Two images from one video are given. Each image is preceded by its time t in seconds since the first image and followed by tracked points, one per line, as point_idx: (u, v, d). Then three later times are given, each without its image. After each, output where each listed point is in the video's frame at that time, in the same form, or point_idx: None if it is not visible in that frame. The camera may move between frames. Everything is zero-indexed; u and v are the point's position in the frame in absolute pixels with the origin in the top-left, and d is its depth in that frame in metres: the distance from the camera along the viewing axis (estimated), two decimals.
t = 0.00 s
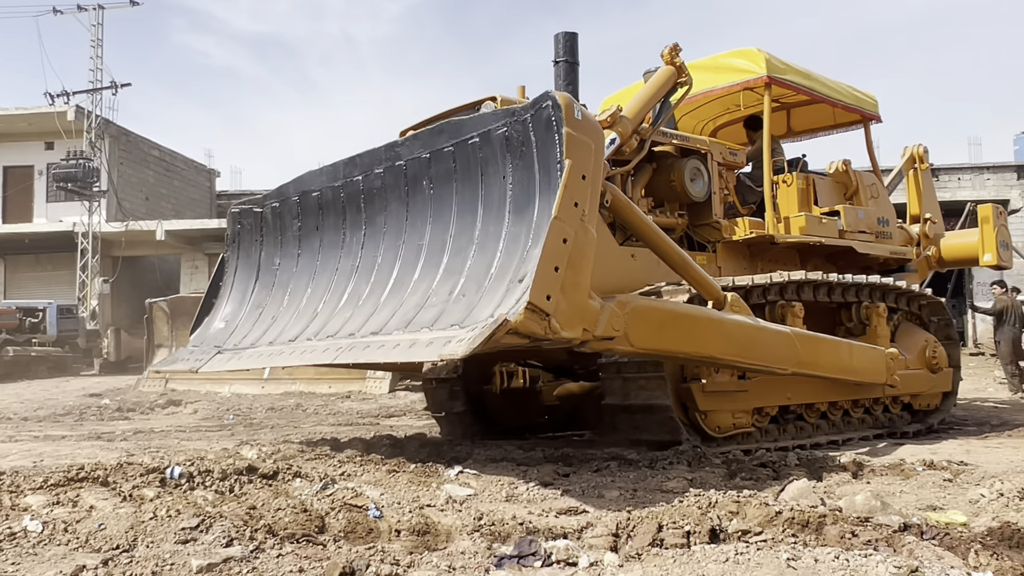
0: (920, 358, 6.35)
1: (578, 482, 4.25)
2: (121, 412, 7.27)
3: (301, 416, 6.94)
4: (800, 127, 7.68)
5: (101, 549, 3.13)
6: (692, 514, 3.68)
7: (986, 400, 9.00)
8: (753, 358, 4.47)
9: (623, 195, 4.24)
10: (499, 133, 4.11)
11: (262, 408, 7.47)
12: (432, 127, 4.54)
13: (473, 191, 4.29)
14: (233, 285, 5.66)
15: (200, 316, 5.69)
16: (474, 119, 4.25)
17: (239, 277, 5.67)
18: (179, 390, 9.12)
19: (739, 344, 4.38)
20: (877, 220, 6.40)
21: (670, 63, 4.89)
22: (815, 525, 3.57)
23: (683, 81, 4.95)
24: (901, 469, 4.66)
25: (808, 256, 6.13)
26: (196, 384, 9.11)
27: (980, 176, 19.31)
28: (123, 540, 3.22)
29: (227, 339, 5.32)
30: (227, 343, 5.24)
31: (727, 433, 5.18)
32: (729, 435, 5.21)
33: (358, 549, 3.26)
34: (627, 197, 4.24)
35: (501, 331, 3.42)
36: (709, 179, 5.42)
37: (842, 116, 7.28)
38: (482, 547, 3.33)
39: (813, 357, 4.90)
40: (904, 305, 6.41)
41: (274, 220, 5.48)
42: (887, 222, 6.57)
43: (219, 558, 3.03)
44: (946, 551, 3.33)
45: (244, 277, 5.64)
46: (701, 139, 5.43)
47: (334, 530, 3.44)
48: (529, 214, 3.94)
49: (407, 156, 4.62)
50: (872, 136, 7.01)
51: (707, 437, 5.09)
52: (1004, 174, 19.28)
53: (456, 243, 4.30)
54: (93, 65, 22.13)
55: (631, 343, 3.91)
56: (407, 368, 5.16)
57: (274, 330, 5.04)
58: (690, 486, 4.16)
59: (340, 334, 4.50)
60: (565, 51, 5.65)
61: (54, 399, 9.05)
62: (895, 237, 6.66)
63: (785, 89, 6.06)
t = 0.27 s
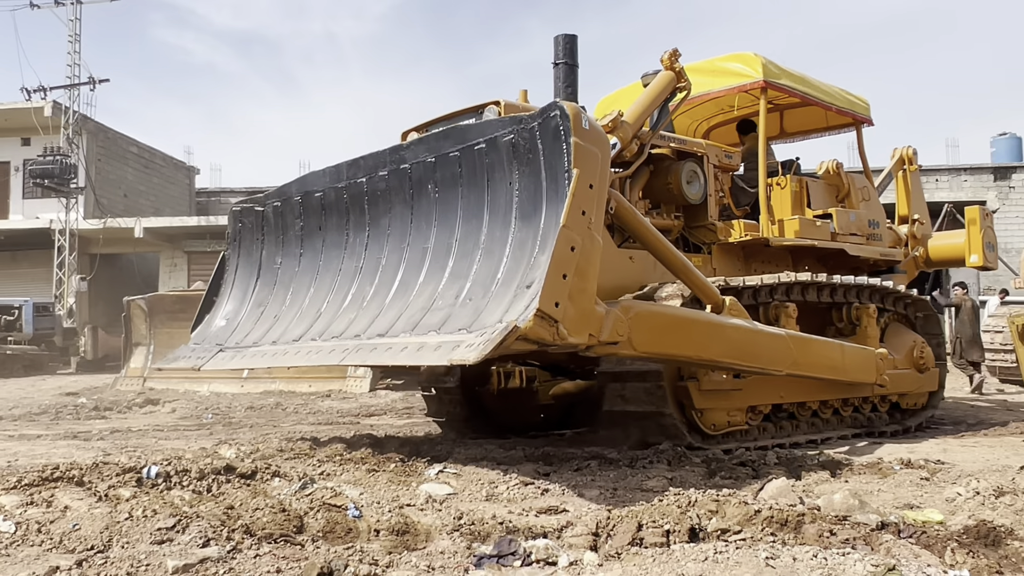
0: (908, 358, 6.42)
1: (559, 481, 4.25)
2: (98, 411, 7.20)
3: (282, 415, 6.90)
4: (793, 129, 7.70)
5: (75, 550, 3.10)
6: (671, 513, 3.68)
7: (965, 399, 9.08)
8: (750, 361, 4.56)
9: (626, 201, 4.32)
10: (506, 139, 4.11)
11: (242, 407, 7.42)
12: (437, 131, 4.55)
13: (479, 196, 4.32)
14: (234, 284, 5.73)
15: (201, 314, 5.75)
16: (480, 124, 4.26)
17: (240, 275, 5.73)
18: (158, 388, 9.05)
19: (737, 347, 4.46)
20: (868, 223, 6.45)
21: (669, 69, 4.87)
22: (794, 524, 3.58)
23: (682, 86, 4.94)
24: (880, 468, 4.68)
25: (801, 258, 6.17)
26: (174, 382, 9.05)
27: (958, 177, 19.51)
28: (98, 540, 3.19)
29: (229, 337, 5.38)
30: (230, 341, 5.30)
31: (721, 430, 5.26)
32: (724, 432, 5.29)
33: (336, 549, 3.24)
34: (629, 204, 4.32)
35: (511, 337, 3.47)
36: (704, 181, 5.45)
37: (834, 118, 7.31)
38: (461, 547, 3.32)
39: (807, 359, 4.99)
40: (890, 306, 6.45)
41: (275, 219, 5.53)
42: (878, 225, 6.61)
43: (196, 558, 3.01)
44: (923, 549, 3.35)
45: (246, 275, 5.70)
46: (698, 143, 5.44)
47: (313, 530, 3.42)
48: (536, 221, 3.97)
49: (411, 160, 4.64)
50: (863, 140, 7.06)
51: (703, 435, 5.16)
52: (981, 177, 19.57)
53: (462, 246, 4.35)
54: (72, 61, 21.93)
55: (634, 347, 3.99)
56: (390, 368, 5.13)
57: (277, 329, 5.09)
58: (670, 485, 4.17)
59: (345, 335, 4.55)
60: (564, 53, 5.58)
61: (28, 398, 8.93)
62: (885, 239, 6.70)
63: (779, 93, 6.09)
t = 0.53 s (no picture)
0: (890, 357, 6.52)
1: (536, 480, 4.25)
2: (70, 410, 7.11)
3: (257, 414, 6.85)
4: (777, 131, 7.74)
5: (45, 551, 3.06)
6: (648, 511, 3.69)
7: (938, 398, 9.19)
8: (744, 361, 4.61)
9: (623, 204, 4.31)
10: (506, 145, 4.11)
11: (217, 406, 7.36)
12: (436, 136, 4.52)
13: (479, 201, 4.32)
14: (229, 286, 5.67)
15: (197, 316, 5.67)
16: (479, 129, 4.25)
17: (235, 277, 5.68)
18: (131, 387, 8.96)
19: (732, 349, 4.50)
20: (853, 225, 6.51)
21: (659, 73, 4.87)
22: (769, 522, 3.61)
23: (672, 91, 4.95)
24: (853, 466, 4.72)
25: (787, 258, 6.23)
26: (149, 381, 8.96)
27: (931, 178, 19.75)
28: (69, 541, 3.15)
29: (226, 339, 5.34)
30: (227, 343, 5.26)
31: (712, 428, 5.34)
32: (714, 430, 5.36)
33: (311, 549, 3.22)
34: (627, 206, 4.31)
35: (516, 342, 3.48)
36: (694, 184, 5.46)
37: (818, 121, 7.35)
38: (438, 546, 3.31)
39: (797, 359, 5.05)
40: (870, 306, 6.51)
41: (270, 221, 5.48)
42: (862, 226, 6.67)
43: (169, 559, 2.97)
44: (896, 547, 3.38)
45: (241, 277, 5.65)
46: (686, 146, 5.46)
47: (288, 530, 3.40)
48: (539, 226, 3.99)
49: (409, 164, 4.61)
50: (847, 143, 7.12)
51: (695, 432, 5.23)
52: (953, 178, 19.82)
53: (463, 251, 4.35)
54: (45, 55, 21.61)
55: (633, 349, 4.01)
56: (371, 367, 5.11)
57: (275, 331, 5.06)
58: (647, 484, 4.18)
59: (346, 338, 4.54)
60: (556, 57, 5.63)
61: None
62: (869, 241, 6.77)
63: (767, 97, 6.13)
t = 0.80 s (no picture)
0: (870, 358, 6.58)
1: (511, 481, 4.24)
2: (39, 410, 7.00)
3: (231, 415, 6.79)
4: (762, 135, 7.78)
5: (12, 553, 3.01)
6: (623, 512, 3.70)
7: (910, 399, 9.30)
8: (734, 363, 4.67)
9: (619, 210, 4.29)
10: (506, 152, 4.11)
11: (191, 407, 7.28)
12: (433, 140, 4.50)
13: (477, 206, 4.32)
14: (221, 285, 5.62)
15: (189, 315, 5.63)
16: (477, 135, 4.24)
17: (227, 276, 5.63)
18: (103, 387, 8.85)
19: (723, 352, 4.56)
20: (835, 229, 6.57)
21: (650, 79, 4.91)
22: (744, 522, 3.63)
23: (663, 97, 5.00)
24: (826, 466, 4.76)
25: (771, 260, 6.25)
26: (120, 380, 8.87)
27: (903, 181, 20.01)
28: (36, 543, 3.10)
29: (218, 338, 5.30)
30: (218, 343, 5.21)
31: (699, 427, 5.39)
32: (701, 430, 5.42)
33: (285, 550, 3.19)
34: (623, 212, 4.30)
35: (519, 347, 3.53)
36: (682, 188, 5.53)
37: (802, 126, 7.41)
38: (413, 547, 3.30)
39: (784, 360, 5.11)
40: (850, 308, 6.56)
41: (263, 222, 5.43)
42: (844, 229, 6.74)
43: (139, 561, 2.93)
44: (869, 546, 3.41)
45: (233, 276, 5.61)
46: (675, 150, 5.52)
47: (261, 532, 3.37)
48: (538, 232, 3.99)
49: (406, 167, 4.59)
50: (830, 148, 7.19)
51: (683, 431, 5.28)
52: (925, 182, 20.09)
53: (460, 254, 4.34)
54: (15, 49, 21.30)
55: (629, 352, 4.06)
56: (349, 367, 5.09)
57: (268, 332, 5.02)
58: (622, 484, 4.19)
59: (342, 340, 4.51)
60: (548, 61, 5.64)
61: None
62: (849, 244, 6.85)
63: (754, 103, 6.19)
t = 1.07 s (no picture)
0: (847, 361, 6.65)
1: (488, 482, 4.23)
2: (8, 411, 6.90)
3: (204, 416, 6.72)
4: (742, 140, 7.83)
5: None
6: (600, 513, 3.70)
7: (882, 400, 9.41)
8: (726, 365, 4.71)
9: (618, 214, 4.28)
10: (507, 154, 4.11)
11: (164, 408, 7.21)
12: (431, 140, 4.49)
13: (476, 207, 4.31)
14: (207, 282, 5.54)
15: (173, 312, 5.53)
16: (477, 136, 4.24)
17: (213, 273, 5.56)
18: (73, 387, 8.74)
19: (716, 354, 4.60)
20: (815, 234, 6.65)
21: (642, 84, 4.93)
22: (719, 522, 3.65)
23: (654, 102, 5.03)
24: (801, 467, 4.79)
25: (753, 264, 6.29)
26: (91, 381, 8.76)
27: (876, 186, 20.25)
28: (4, 546, 3.05)
29: (205, 335, 5.23)
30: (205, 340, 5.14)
31: (688, 427, 5.42)
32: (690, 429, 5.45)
33: (258, 553, 3.16)
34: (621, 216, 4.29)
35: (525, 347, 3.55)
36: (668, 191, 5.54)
37: (782, 132, 7.47)
38: (388, 548, 3.28)
39: (772, 362, 5.18)
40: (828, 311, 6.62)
41: (252, 218, 5.37)
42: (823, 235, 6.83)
43: (109, 564, 2.89)
44: (842, 546, 3.44)
45: (219, 273, 5.53)
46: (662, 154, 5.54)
47: (235, 533, 3.34)
48: (540, 234, 4.00)
49: (403, 167, 4.58)
50: (809, 154, 7.25)
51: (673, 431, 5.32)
52: (898, 186, 20.34)
53: (459, 255, 4.33)
54: None
55: (626, 354, 4.09)
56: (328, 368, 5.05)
57: (258, 330, 4.97)
58: (598, 485, 4.19)
59: (337, 339, 4.48)
60: (538, 62, 5.65)
61: None
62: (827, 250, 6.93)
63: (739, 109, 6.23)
